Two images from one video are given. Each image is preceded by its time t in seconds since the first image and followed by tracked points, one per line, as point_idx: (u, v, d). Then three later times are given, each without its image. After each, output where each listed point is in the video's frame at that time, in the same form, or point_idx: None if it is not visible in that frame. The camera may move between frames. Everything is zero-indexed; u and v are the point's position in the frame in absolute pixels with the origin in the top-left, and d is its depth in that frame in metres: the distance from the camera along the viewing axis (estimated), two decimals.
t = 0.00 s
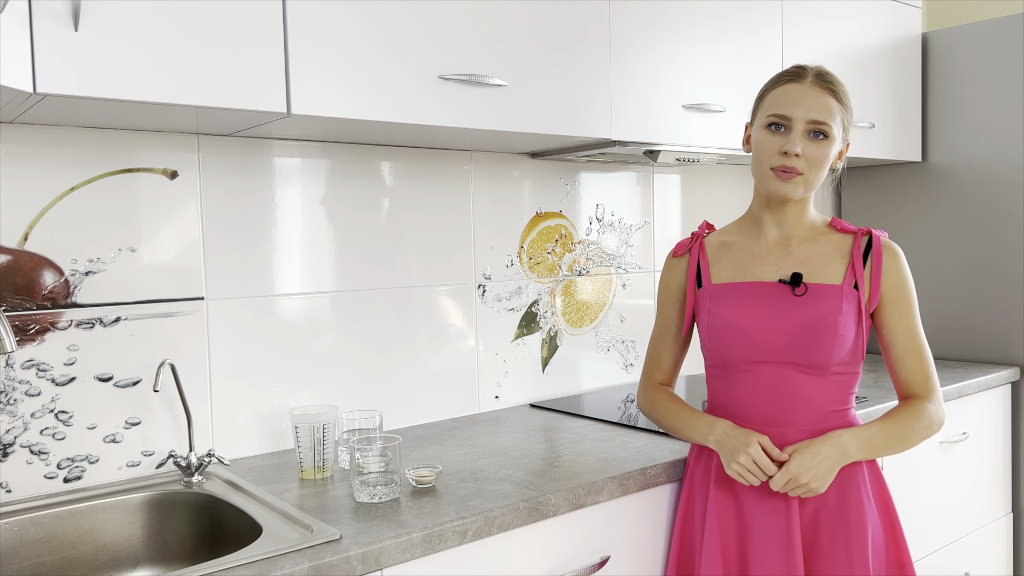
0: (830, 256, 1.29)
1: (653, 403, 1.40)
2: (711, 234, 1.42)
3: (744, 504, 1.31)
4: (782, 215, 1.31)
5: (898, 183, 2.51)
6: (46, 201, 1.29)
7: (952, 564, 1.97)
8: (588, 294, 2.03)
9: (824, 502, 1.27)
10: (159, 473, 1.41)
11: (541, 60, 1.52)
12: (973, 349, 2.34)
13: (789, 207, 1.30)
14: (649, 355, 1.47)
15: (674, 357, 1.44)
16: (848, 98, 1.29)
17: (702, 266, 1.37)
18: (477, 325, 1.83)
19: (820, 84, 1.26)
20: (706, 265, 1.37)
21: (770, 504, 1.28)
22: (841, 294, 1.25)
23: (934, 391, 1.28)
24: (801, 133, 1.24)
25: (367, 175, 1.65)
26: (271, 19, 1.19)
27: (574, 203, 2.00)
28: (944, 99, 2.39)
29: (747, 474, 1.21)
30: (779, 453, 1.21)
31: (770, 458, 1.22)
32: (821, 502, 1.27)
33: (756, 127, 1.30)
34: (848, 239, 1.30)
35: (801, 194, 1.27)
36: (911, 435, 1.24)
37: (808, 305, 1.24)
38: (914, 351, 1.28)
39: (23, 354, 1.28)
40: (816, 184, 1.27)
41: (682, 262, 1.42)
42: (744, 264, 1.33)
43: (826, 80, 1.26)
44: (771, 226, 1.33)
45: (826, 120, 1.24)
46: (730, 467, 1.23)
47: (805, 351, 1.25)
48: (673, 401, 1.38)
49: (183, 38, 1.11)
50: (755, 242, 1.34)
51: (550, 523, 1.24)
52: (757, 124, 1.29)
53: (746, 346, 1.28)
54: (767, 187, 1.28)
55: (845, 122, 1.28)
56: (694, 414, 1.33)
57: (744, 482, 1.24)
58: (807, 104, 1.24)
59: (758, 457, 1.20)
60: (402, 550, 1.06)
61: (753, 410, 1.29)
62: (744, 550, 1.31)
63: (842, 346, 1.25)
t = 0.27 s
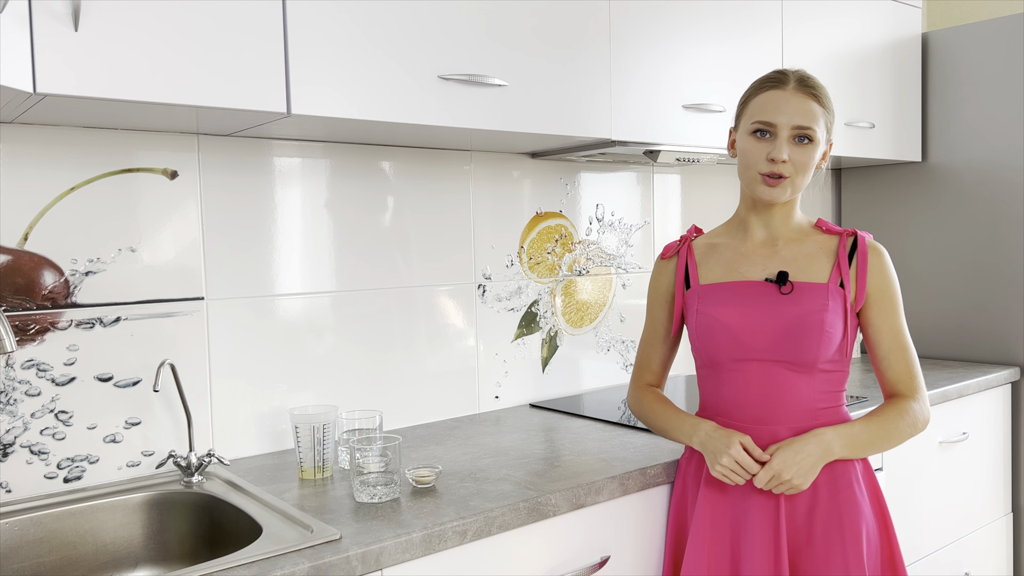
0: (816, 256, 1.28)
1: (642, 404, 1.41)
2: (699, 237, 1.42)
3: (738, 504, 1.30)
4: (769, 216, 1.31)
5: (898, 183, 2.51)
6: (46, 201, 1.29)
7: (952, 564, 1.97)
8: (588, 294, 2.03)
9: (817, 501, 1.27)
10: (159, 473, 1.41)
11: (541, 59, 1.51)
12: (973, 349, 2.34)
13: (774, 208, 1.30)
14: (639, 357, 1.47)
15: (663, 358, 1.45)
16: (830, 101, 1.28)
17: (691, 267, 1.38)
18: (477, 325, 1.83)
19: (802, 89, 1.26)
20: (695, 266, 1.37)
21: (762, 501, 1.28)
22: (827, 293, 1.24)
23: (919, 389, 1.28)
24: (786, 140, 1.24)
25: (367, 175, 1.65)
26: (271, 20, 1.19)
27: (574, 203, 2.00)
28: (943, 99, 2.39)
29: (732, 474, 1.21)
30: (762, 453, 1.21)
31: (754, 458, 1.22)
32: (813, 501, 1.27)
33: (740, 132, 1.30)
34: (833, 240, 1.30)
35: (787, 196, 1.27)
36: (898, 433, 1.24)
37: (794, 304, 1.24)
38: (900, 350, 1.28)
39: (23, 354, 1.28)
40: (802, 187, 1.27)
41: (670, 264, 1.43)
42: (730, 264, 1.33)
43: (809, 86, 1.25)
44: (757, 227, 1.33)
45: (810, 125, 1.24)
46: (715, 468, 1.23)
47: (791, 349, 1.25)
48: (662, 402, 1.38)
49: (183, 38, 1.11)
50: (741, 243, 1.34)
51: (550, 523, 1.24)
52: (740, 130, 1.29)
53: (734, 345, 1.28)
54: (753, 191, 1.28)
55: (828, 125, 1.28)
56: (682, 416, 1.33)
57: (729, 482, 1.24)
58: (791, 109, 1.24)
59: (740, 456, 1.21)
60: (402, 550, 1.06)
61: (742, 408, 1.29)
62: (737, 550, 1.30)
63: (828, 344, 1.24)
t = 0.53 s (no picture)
0: (812, 255, 1.28)
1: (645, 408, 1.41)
2: (695, 241, 1.42)
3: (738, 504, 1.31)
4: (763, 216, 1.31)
5: (898, 183, 2.51)
6: (46, 202, 1.29)
7: (952, 564, 1.97)
8: (588, 294, 2.03)
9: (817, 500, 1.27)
10: (159, 473, 1.41)
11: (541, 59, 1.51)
12: (973, 349, 2.34)
13: (768, 208, 1.31)
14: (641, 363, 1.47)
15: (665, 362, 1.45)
16: (811, 96, 1.29)
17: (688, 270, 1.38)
18: (477, 325, 1.83)
19: (783, 86, 1.26)
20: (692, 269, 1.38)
21: (762, 500, 1.28)
22: (822, 292, 1.24)
23: (920, 384, 1.28)
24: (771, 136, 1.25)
25: (367, 175, 1.65)
26: (271, 20, 1.19)
27: (574, 203, 2.00)
28: (943, 99, 2.39)
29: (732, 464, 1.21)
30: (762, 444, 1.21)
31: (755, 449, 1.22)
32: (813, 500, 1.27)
33: (728, 134, 1.30)
34: (828, 238, 1.30)
35: (779, 194, 1.27)
36: (899, 428, 1.24)
37: (789, 304, 1.24)
38: (899, 346, 1.28)
39: (23, 354, 1.28)
40: (793, 183, 1.27)
41: (667, 269, 1.43)
42: (726, 266, 1.33)
43: (789, 83, 1.26)
44: (752, 228, 1.33)
45: (794, 120, 1.25)
46: (716, 459, 1.23)
47: (788, 349, 1.25)
48: (665, 404, 1.39)
49: (183, 38, 1.11)
50: (737, 245, 1.34)
51: (550, 523, 1.24)
52: (728, 132, 1.30)
53: (731, 346, 1.28)
54: (744, 191, 1.29)
55: (813, 120, 1.28)
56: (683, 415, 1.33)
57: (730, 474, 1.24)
58: (775, 106, 1.25)
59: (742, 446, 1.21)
60: (403, 550, 1.06)
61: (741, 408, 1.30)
62: (737, 550, 1.31)
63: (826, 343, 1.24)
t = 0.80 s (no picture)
0: (809, 255, 1.28)
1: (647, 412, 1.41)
2: (694, 243, 1.42)
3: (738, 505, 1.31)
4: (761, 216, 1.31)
5: (898, 183, 2.51)
6: (46, 201, 1.29)
7: (952, 564, 1.97)
8: (588, 294, 2.03)
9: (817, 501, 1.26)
10: (159, 473, 1.41)
11: (541, 59, 1.52)
12: (973, 349, 2.34)
13: (764, 208, 1.30)
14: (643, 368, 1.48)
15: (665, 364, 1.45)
16: (811, 99, 1.29)
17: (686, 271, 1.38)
18: (477, 325, 1.83)
19: (784, 87, 1.27)
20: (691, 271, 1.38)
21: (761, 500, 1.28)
22: (820, 292, 1.24)
23: (916, 384, 1.28)
24: (770, 135, 1.25)
25: (367, 175, 1.65)
26: (271, 20, 1.19)
27: (574, 203, 2.00)
28: (944, 99, 2.39)
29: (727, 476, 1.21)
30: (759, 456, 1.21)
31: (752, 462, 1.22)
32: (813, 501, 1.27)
33: (727, 134, 1.30)
34: (826, 238, 1.29)
35: (777, 194, 1.27)
36: (896, 429, 1.24)
37: (787, 304, 1.24)
38: (896, 346, 1.27)
39: (23, 354, 1.28)
40: (791, 184, 1.27)
41: (666, 271, 1.44)
42: (725, 267, 1.33)
43: (790, 84, 1.26)
44: (750, 229, 1.33)
45: (794, 121, 1.25)
46: (713, 471, 1.23)
47: (786, 349, 1.25)
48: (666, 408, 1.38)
49: (183, 38, 1.11)
50: (735, 246, 1.34)
51: (550, 523, 1.24)
52: (727, 131, 1.30)
53: (729, 347, 1.28)
54: (741, 190, 1.29)
55: (813, 122, 1.28)
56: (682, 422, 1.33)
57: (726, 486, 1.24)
58: (775, 106, 1.25)
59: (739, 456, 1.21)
60: (402, 549, 1.06)
61: (741, 410, 1.30)
62: (737, 551, 1.31)
63: (824, 343, 1.24)
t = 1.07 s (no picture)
0: (809, 255, 1.28)
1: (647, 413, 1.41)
2: (694, 244, 1.42)
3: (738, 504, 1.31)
4: (762, 216, 1.31)
5: (898, 183, 2.51)
6: (46, 201, 1.29)
7: (952, 564, 1.97)
8: (588, 294, 2.03)
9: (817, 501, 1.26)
10: (159, 473, 1.41)
11: (541, 59, 1.52)
12: (973, 349, 2.34)
13: (765, 208, 1.30)
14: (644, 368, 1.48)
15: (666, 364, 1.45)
16: (813, 99, 1.29)
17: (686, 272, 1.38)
18: (477, 325, 1.83)
19: (787, 89, 1.26)
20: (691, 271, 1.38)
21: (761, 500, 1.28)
22: (820, 292, 1.24)
23: (917, 384, 1.28)
24: (772, 138, 1.25)
25: (367, 175, 1.65)
26: (271, 20, 1.19)
27: (574, 203, 2.00)
28: (944, 99, 2.39)
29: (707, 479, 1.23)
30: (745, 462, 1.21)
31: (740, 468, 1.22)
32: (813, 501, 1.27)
33: (728, 134, 1.30)
34: (827, 238, 1.29)
35: (777, 196, 1.27)
36: (897, 429, 1.24)
37: (787, 304, 1.24)
38: (897, 345, 1.27)
39: (23, 354, 1.28)
40: (791, 186, 1.27)
41: (667, 271, 1.44)
42: (725, 267, 1.33)
43: (793, 86, 1.26)
44: (750, 229, 1.33)
45: (795, 124, 1.25)
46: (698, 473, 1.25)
47: (786, 349, 1.25)
48: (666, 409, 1.39)
49: (183, 38, 1.11)
50: (735, 246, 1.34)
51: (550, 523, 1.24)
52: (728, 132, 1.30)
53: (729, 346, 1.28)
54: (742, 191, 1.29)
55: (816, 125, 1.28)
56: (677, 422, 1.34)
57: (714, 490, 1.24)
58: (777, 108, 1.25)
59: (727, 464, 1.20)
60: (402, 549, 1.06)
61: (741, 410, 1.30)
62: (737, 551, 1.31)
63: (824, 343, 1.24)
